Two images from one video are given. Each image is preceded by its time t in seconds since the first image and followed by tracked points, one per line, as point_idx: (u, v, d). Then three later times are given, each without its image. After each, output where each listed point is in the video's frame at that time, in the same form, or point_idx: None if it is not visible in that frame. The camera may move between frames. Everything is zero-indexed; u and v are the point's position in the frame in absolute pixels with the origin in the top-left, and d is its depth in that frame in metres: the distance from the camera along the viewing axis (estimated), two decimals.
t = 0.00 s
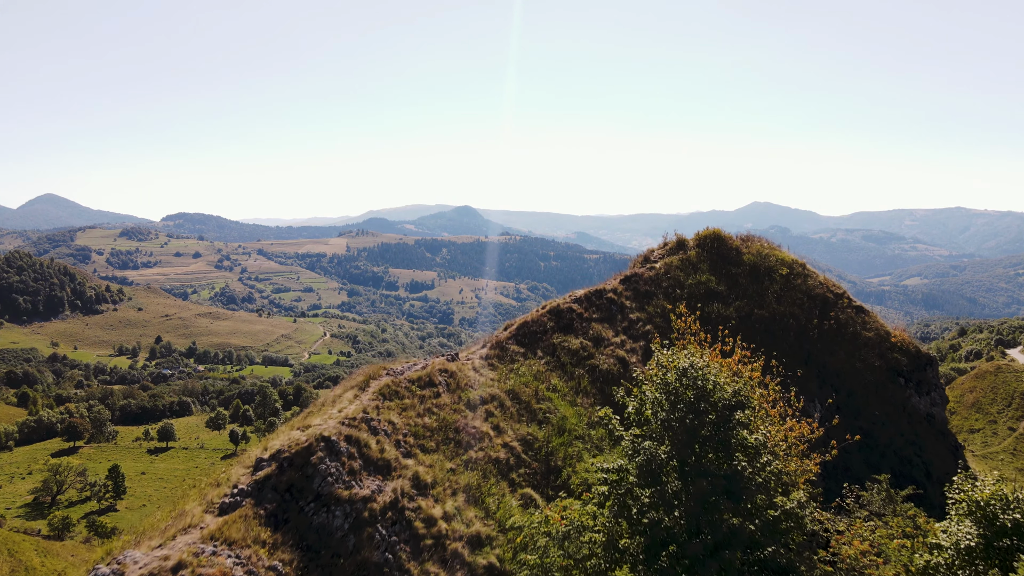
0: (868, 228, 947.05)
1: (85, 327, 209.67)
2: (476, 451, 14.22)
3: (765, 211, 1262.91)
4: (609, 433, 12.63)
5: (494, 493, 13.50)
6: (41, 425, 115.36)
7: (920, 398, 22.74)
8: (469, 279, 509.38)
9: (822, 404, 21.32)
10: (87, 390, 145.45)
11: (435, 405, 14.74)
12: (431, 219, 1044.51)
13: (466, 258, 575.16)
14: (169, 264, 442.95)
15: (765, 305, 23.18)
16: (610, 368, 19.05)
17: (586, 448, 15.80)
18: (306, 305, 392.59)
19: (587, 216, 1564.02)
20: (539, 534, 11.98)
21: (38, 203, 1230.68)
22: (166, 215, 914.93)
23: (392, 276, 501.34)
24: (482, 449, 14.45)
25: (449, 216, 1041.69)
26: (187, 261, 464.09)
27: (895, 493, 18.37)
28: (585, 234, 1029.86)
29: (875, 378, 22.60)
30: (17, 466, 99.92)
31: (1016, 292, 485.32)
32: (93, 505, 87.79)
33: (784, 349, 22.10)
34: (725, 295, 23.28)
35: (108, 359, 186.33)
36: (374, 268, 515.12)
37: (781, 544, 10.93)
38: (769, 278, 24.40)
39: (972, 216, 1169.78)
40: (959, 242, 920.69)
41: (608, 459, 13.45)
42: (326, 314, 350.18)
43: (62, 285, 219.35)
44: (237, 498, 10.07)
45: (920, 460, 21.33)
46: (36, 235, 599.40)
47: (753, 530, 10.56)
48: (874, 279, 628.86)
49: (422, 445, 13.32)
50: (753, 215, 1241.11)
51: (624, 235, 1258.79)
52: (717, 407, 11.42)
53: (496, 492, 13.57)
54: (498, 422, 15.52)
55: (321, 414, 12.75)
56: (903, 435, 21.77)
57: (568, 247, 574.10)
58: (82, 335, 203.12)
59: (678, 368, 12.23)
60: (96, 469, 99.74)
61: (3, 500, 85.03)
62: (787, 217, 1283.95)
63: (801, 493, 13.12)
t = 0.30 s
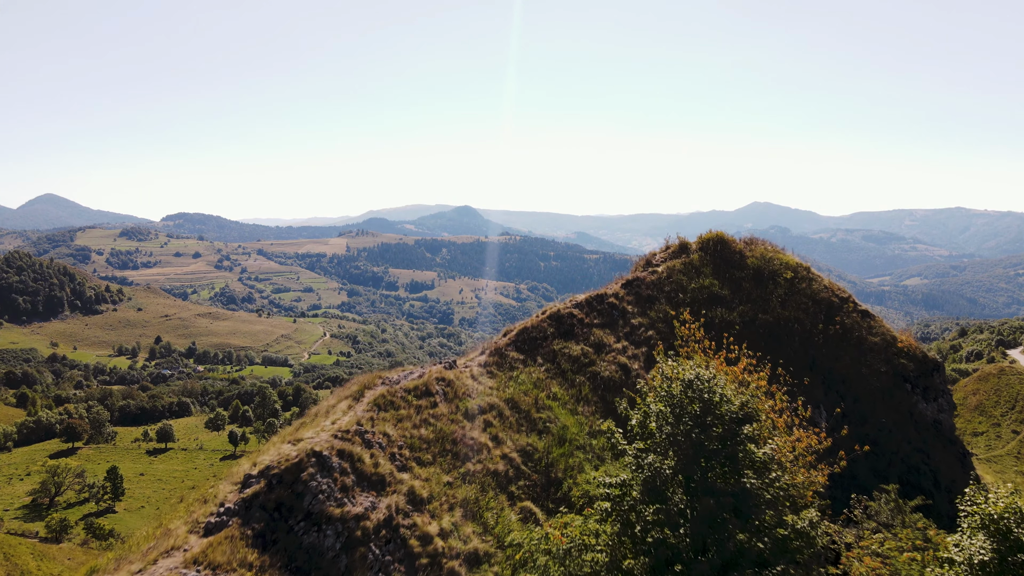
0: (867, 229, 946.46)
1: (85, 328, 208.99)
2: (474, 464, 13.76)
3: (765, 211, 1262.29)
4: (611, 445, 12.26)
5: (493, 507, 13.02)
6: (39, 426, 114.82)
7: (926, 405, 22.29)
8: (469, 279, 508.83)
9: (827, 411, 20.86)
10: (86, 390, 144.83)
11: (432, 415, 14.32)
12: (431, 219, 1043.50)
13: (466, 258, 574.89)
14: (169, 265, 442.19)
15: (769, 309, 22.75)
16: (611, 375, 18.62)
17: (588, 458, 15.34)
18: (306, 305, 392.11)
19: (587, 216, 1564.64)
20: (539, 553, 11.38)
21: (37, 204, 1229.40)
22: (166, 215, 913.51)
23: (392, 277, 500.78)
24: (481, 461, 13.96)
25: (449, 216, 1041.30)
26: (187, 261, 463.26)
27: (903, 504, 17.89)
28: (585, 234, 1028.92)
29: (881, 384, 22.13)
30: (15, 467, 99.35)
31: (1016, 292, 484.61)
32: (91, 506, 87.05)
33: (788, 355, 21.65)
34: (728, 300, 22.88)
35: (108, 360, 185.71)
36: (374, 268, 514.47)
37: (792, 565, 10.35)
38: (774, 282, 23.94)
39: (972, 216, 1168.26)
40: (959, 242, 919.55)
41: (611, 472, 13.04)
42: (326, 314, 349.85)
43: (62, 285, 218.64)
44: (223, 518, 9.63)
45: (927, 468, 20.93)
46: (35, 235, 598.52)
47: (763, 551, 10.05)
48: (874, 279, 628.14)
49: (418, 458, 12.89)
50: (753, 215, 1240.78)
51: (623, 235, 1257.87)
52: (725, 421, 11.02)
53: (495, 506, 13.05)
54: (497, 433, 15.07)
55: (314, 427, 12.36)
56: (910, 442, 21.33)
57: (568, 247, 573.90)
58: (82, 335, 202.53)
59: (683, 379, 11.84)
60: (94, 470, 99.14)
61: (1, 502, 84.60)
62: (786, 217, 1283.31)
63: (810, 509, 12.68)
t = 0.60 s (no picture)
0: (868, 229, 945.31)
1: (84, 328, 208.35)
2: (472, 476, 13.28)
3: (765, 211, 1261.48)
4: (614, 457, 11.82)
5: (492, 521, 12.52)
6: (38, 427, 114.36)
7: (934, 410, 21.88)
8: (468, 279, 508.23)
9: (833, 415, 20.43)
10: (86, 390, 144.19)
11: (429, 425, 13.87)
12: (431, 219, 1042.92)
13: (466, 258, 574.45)
14: (169, 265, 441.55)
15: (773, 314, 22.33)
16: (614, 382, 18.12)
17: (589, 469, 14.86)
18: (306, 305, 391.73)
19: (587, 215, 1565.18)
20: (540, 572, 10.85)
21: (37, 203, 1228.21)
22: (166, 215, 912.82)
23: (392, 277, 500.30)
24: (479, 473, 13.50)
25: (449, 216, 1041.08)
26: (186, 261, 462.56)
27: (913, 514, 17.42)
28: (585, 234, 1027.83)
29: (888, 390, 21.66)
30: (13, 468, 98.77)
31: (1016, 292, 483.44)
32: (89, 508, 86.45)
33: (794, 360, 21.17)
34: (733, 304, 22.43)
35: (107, 360, 185.07)
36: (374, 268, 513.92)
37: None
38: (778, 285, 23.52)
39: (972, 216, 1167.00)
40: (959, 242, 918.47)
41: (614, 485, 12.56)
42: (326, 314, 349.53)
43: (62, 285, 218.04)
44: (209, 538, 9.20)
45: (936, 476, 20.47)
46: (35, 234, 597.90)
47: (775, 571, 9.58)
48: (874, 279, 627.14)
49: (414, 471, 12.41)
50: (753, 215, 1239.86)
51: (624, 235, 1257.22)
52: (734, 433, 10.60)
53: (494, 520, 12.56)
54: (496, 443, 14.62)
55: (306, 439, 11.95)
56: (918, 450, 20.88)
57: (568, 247, 573.53)
58: (81, 336, 201.94)
59: (691, 391, 11.37)
60: (93, 472, 98.58)
61: None
62: (786, 217, 1282.14)
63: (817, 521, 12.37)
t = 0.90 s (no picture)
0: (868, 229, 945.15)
1: (84, 328, 207.78)
2: (470, 488, 12.80)
3: (765, 211, 1261.11)
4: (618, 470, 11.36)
5: (491, 535, 12.04)
6: (37, 427, 113.88)
7: (943, 416, 21.39)
8: (469, 279, 507.87)
9: (839, 422, 19.99)
10: (85, 391, 143.70)
11: (425, 435, 13.41)
12: (431, 219, 1042.39)
13: (466, 259, 573.87)
14: (169, 264, 440.94)
15: (779, 318, 21.85)
16: (616, 389, 17.66)
17: (591, 480, 14.40)
18: (306, 305, 391.29)
19: (587, 215, 1564.40)
20: None
21: (37, 203, 1227.48)
22: (166, 215, 912.13)
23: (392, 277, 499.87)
24: (477, 485, 13.00)
25: (449, 216, 1040.63)
26: (186, 261, 461.98)
27: (923, 525, 16.94)
28: (585, 234, 1027.51)
29: (896, 396, 21.19)
30: (12, 469, 98.24)
31: (1016, 292, 483.21)
32: (88, 509, 85.85)
33: (798, 366, 20.73)
34: (737, 308, 21.98)
35: (107, 361, 184.43)
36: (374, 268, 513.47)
37: None
38: (783, 288, 23.07)
39: (972, 216, 1166.92)
40: (959, 242, 918.42)
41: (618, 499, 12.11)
42: (326, 314, 348.80)
43: (61, 285, 217.46)
44: (192, 560, 8.76)
45: (945, 484, 19.99)
46: (35, 234, 597.34)
47: None
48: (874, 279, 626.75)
49: (410, 484, 11.97)
50: (752, 215, 1239.17)
51: (623, 235, 1257.28)
52: (742, 446, 10.17)
53: (493, 535, 12.08)
54: (495, 453, 14.13)
55: (297, 452, 11.49)
56: (927, 457, 20.40)
57: (567, 247, 571.55)
58: (81, 336, 201.33)
59: (698, 402, 10.93)
60: (92, 473, 98.05)
61: None
62: (786, 217, 1281.88)
63: (828, 536, 11.87)
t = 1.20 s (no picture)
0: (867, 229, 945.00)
1: (83, 328, 207.27)
2: (468, 502, 12.29)
3: (765, 211, 1260.75)
4: (621, 489, 10.82)
5: (488, 550, 11.52)
6: (37, 428, 113.39)
7: (951, 423, 20.93)
8: (468, 279, 507.67)
9: (845, 429, 19.51)
10: (84, 391, 143.27)
11: (422, 446, 12.92)
12: (431, 219, 1042.14)
13: (466, 258, 573.37)
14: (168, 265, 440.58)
15: (784, 322, 21.41)
16: (619, 396, 17.19)
17: (594, 491, 13.95)
18: (306, 305, 390.91)
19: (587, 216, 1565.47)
20: None
21: (37, 203, 1228.17)
22: (166, 215, 912.06)
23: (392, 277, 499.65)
24: (476, 498, 12.52)
25: (449, 216, 1040.52)
26: (186, 261, 461.60)
27: (934, 535, 16.46)
28: (585, 235, 1027.48)
29: (904, 402, 20.72)
30: (10, 470, 97.78)
31: (1016, 292, 482.93)
32: (86, 511, 85.46)
33: (804, 371, 20.25)
34: (741, 312, 21.53)
35: (106, 361, 183.89)
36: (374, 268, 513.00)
37: None
38: (788, 292, 22.64)
39: (972, 216, 1166.82)
40: (959, 242, 918.76)
41: (621, 517, 11.56)
42: (326, 314, 348.40)
43: (61, 285, 216.89)
44: None
45: (954, 492, 19.53)
46: (35, 234, 596.95)
47: None
48: (874, 279, 626.73)
49: (404, 498, 11.50)
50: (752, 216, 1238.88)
51: (623, 235, 1257.27)
52: (752, 462, 9.74)
53: (491, 550, 11.57)
54: (494, 464, 13.67)
55: (287, 467, 11.05)
56: (935, 464, 19.94)
57: (567, 247, 571.13)
58: (80, 336, 200.89)
59: (705, 415, 10.47)
60: (90, 474, 97.52)
61: None
62: (786, 218, 1281.96)
63: (839, 553, 11.39)
